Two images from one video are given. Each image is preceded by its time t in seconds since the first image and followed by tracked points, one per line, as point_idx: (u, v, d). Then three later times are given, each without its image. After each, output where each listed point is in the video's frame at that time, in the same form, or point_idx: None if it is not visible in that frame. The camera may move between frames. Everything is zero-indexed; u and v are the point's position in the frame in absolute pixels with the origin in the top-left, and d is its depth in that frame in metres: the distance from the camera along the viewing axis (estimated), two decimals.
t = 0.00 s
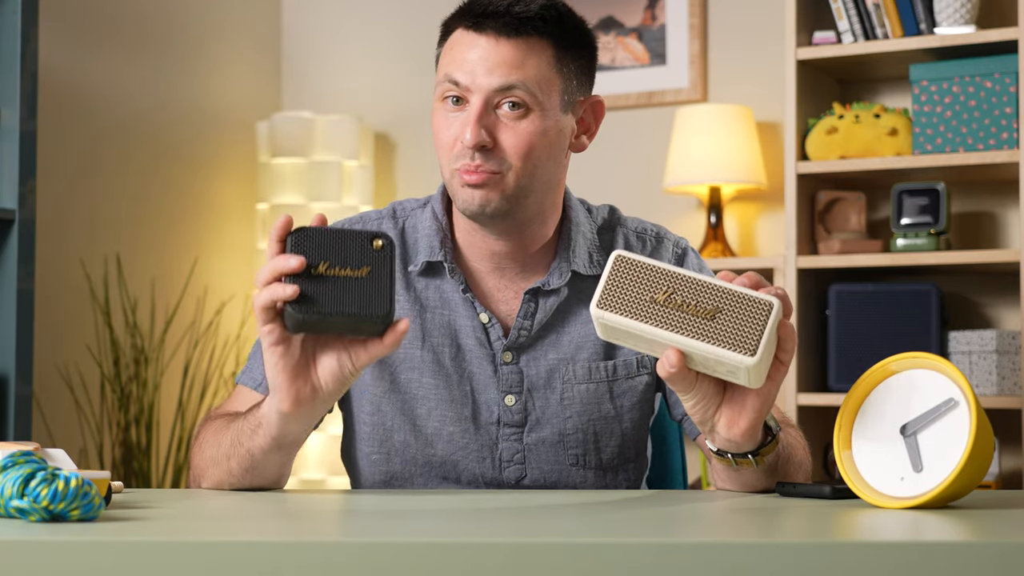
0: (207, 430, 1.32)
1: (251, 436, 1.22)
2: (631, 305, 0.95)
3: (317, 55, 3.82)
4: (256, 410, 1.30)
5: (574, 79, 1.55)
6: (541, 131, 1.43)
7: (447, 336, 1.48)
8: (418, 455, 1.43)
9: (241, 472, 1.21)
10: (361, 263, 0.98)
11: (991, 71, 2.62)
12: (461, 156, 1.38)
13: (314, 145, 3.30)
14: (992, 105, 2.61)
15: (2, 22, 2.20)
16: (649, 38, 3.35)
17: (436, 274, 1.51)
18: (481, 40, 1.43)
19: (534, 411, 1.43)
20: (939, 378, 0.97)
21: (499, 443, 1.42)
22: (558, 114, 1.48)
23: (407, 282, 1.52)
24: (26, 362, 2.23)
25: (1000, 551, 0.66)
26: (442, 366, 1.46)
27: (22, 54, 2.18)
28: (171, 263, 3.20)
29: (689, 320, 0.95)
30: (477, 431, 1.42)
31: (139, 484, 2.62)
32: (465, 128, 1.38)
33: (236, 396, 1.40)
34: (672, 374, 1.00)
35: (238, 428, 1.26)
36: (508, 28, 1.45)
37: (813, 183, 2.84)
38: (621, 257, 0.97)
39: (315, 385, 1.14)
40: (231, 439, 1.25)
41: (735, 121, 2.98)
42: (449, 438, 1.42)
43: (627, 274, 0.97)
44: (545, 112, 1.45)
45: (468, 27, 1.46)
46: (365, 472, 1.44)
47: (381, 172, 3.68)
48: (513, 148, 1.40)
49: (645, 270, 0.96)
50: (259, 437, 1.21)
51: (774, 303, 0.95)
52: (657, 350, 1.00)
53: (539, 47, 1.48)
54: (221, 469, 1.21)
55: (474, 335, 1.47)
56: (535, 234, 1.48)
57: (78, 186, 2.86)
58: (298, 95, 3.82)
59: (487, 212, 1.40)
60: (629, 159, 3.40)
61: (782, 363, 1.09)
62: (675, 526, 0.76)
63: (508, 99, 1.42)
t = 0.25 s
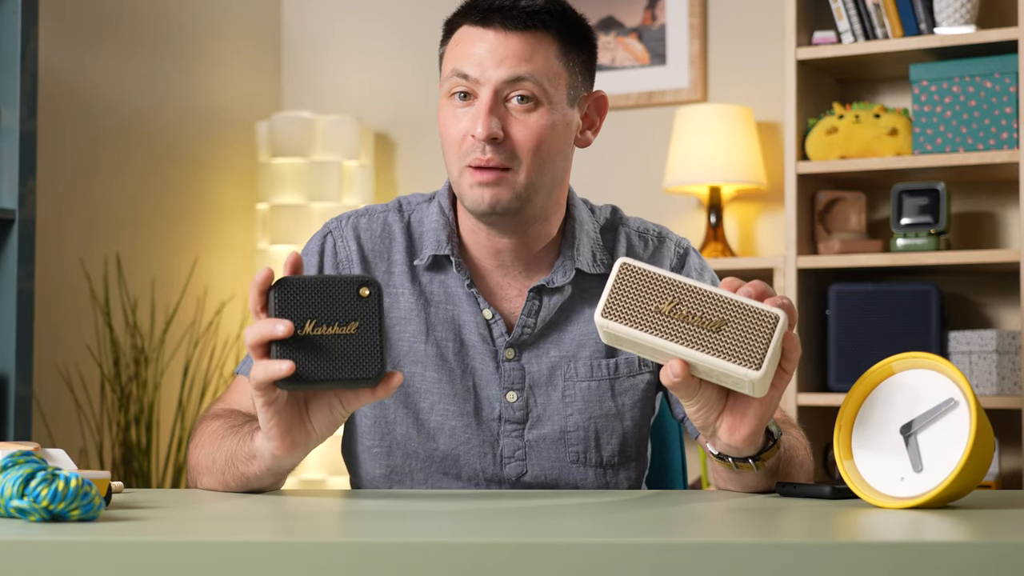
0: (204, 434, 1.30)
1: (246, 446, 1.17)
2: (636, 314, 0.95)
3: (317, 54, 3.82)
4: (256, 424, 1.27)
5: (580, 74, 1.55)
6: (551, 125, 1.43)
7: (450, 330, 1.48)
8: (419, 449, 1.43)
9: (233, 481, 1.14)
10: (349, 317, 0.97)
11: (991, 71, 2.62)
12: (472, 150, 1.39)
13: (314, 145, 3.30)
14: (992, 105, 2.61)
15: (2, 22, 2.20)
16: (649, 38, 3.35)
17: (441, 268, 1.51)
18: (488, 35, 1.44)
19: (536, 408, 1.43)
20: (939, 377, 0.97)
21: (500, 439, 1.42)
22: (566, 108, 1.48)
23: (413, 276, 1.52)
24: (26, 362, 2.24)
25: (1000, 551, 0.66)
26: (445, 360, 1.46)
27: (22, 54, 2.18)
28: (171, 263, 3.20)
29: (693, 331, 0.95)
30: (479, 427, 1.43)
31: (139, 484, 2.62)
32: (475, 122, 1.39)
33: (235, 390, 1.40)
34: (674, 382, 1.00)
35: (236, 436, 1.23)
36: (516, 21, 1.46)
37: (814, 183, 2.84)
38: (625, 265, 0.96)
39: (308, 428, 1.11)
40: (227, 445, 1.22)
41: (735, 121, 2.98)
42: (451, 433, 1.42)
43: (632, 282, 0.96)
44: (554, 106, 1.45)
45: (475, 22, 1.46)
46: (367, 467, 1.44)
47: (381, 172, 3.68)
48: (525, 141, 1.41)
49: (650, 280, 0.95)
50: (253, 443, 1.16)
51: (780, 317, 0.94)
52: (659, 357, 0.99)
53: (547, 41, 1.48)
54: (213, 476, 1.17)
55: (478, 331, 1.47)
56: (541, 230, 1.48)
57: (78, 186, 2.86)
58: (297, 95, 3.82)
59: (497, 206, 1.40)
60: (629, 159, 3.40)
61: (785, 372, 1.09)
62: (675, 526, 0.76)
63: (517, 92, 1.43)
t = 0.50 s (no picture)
0: (205, 434, 1.30)
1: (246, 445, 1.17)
2: (639, 313, 0.95)
3: (317, 55, 3.82)
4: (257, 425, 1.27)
5: (580, 74, 1.55)
6: (550, 124, 1.43)
7: (451, 330, 1.48)
8: (420, 449, 1.43)
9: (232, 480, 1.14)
10: (340, 320, 0.96)
11: (991, 71, 2.62)
12: (472, 149, 1.38)
13: (314, 145, 3.30)
14: (992, 105, 2.61)
15: (2, 23, 2.20)
16: (649, 38, 3.35)
17: (442, 268, 1.51)
18: (488, 34, 1.44)
19: (537, 407, 1.43)
20: (939, 378, 0.97)
21: (501, 438, 1.42)
22: (566, 107, 1.48)
23: (413, 276, 1.52)
24: (26, 363, 2.23)
25: (999, 551, 0.66)
26: (446, 360, 1.46)
27: (22, 54, 2.18)
28: (171, 263, 3.20)
29: (695, 331, 0.94)
30: (480, 426, 1.43)
31: (139, 484, 2.62)
32: (475, 120, 1.39)
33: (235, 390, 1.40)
34: (676, 382, 1.00)
35: (236, 436, 1.23)
36: (515, 20, 1.46)
37: (814, 183, 2.84)
38: (629, 262, 0.96)
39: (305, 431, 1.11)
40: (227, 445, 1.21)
41: (735, 121, 2.98)
42: (451, 432, 1.42)
43: (635, 281, 0.96)
44: (553, 105, 1.45)
45: (475, 21, 1.46)
46: (368, 466, 1.44)
47: (381, 172, 3.68)
48: (524, 139, 1.40)
49: (654, 279, 0.95)
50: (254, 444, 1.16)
51: (783, 318, 0.94)
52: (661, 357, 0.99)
53: (547, 40, 1.48)
54: (212, 476, 1.17)
55: (478, 331, 1.47)
56: (541, 229, 1.48)
57: (78, 186, 2.86)
58: (297, 95, 3.82)
59: (497, 205, 1.40)
60: (629, 159, 3.40)
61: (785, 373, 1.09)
62: (675, 526, 0.76)
63: (517, 91, 1.43)
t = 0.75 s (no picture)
0: (204, 434, 1.30)
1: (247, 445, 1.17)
2: (641, 312, 0.95)
3: (317, 55, 3.82)
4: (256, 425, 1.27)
5: (579, 74, 1.55)
6: (549, 122, 1.43)
7: (450, 330, 1.48)
8: (419, 449, 1.43)
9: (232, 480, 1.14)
10: (352, 323, 0.96)
11: (991, 71, 2.62)
12: (471, 147, 1.38)
13: (314, 145, 3.30)
14: (992, 105, 2.61)
15: (2, 23, 2.20)
16: (649, 38, 3.35)
17: (441, 268, 1.51)
18: (486, 32, 1.44)
19: (536, 407, 1.43)
20: (939, 378, 0.97)
21: (500, 438, 1.42)
22: (564, 105, 1.48)
23: (412, 275, 1.52)
24: (26, 363, 2.23)
25: (999, 551, 0.66)
26: (445, 360, 1.46)
27: (22, 54, 2.18)
28: (171, 263, 3.20)
29: (698, 331, 0.94)
30: (479, 426, 1.43)
31: (139, 484, 2.62)
32: (474, 118, 1.39)
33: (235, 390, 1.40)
34: (677, 382, 1.00)
35: (236, 436, 1.23)
36: (513, 18, 1.46)
37: (814, 183, 2.84)
38: (632, 262, 0.96)
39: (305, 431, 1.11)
40: (227, 446, 1.21)
41: (735, 121, 2.98)
42: (450, 432, 1.42)
43: (637, 280, 0.96)
44: (552, 103, 1.45)
45: (473, 19, 1.46)
46: (366, 466, 1.44)
47: (381, 172, 3.68)
48: (523, 138, 1.40)
49: (657, 279, 0.95)
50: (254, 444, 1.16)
51: (785, 319, 0.94)
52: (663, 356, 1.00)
53: (545, 38, 1.48)
54: (213, 476, 1.17)
55: (477, 330, 1.47)
56: (540, 228, 1.48)
57: (77, 186, 2.86)
58: (297, 95, 3.82)
59: (497, 203, 1.40)
60: (629, 159, 3.40)
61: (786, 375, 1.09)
62: (675, 526, 0.76)
63: (515, 89, 1.43)
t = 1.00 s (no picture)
0: (204, 434, 1.30)
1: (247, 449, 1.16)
2: (643, 332, 0.94)
3: (318, 55, 3.82)
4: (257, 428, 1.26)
5: (578, 72, 1.55)
6: (550, 121, 1.43)
7: (451, 329, 1.48)
8: (419, 448, 1.43)
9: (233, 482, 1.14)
10: (352, 336, 0.96)
11: (991, 71, 2.62)
12: (472, 146, 1.38)
13: (314, 145, 3.30)
14: (992, 105, 2.61)
15: (2, 23, 2.20)
16: (649, 38, 3.35)
17: (442, 268, 1.51)
18: (486, 32, 1.44)
19: (536, 407, 1.43)
20: (939, 378, 0.97)
21: (500, 438, 1.42)
22: (564, 104, 1.48)
23: (413, 275, 1.52)
24: (26, 362, 2.23)
25: (1000, 551, 0.66)
26: (446, 359, 1.46)
27: (22, 54, 2.18)
28: (171, 263, 3.20)
29: (700, 353, 0.94)
30: (479, 425, 1.43)
31: (139, 484, 2.62)
32: (475, 118, 1.39)
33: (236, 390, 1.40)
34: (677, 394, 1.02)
35: (237, 438, 1.23)
36: (513, 18, 1.46)
37: (814, 183, 2.84)
38: (633, 278, 0.94)
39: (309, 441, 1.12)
40: (229, 448, 1.21)
41: (735, 121, 2.98)
42: (451, 431, 1.42)
43: (637, 296, 0.94)
44: (552, 102, 1.45)
45: (473, 20, 1.47)
46: (367, 466, 1.44)
47: (381, 172, 3.68)
48: (523, 136, 1.40)
49: (659, 298, 0.93)
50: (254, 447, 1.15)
51: (787, 341, 0.95)
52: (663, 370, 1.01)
53: (544, 37, 1.48)
54: (213, 477, 1.16)
55: (477, 330, 1.47)
56: (541, 228, 1.48)
57: (77, 186, 2.86)
58: (298, 95, 3.82)
59: (500, 203, 1.40)
60: (629, 159, 3.40)
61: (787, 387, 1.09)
62: (676, 527, 0.76)
63: (516, 88, 1.43)
